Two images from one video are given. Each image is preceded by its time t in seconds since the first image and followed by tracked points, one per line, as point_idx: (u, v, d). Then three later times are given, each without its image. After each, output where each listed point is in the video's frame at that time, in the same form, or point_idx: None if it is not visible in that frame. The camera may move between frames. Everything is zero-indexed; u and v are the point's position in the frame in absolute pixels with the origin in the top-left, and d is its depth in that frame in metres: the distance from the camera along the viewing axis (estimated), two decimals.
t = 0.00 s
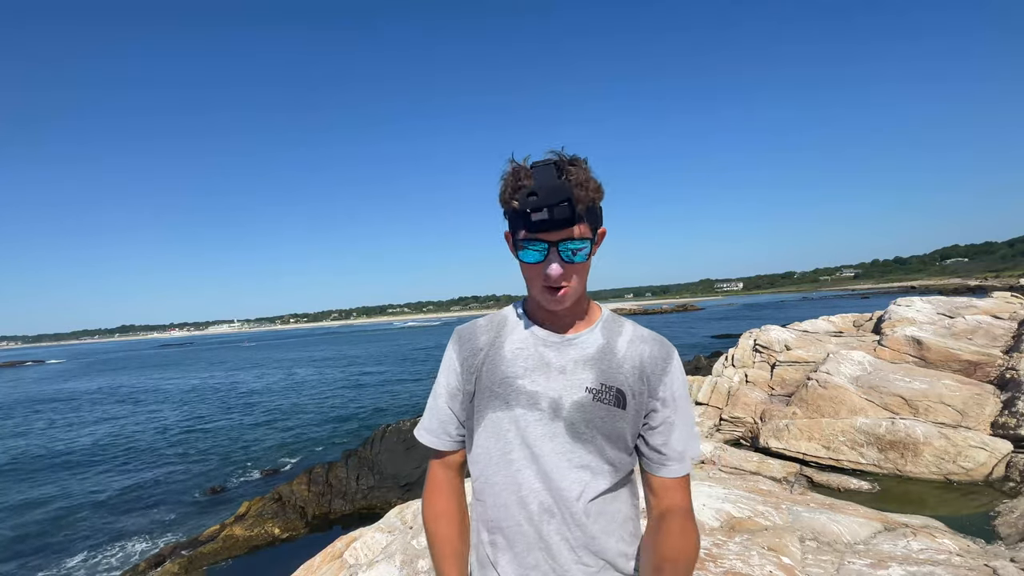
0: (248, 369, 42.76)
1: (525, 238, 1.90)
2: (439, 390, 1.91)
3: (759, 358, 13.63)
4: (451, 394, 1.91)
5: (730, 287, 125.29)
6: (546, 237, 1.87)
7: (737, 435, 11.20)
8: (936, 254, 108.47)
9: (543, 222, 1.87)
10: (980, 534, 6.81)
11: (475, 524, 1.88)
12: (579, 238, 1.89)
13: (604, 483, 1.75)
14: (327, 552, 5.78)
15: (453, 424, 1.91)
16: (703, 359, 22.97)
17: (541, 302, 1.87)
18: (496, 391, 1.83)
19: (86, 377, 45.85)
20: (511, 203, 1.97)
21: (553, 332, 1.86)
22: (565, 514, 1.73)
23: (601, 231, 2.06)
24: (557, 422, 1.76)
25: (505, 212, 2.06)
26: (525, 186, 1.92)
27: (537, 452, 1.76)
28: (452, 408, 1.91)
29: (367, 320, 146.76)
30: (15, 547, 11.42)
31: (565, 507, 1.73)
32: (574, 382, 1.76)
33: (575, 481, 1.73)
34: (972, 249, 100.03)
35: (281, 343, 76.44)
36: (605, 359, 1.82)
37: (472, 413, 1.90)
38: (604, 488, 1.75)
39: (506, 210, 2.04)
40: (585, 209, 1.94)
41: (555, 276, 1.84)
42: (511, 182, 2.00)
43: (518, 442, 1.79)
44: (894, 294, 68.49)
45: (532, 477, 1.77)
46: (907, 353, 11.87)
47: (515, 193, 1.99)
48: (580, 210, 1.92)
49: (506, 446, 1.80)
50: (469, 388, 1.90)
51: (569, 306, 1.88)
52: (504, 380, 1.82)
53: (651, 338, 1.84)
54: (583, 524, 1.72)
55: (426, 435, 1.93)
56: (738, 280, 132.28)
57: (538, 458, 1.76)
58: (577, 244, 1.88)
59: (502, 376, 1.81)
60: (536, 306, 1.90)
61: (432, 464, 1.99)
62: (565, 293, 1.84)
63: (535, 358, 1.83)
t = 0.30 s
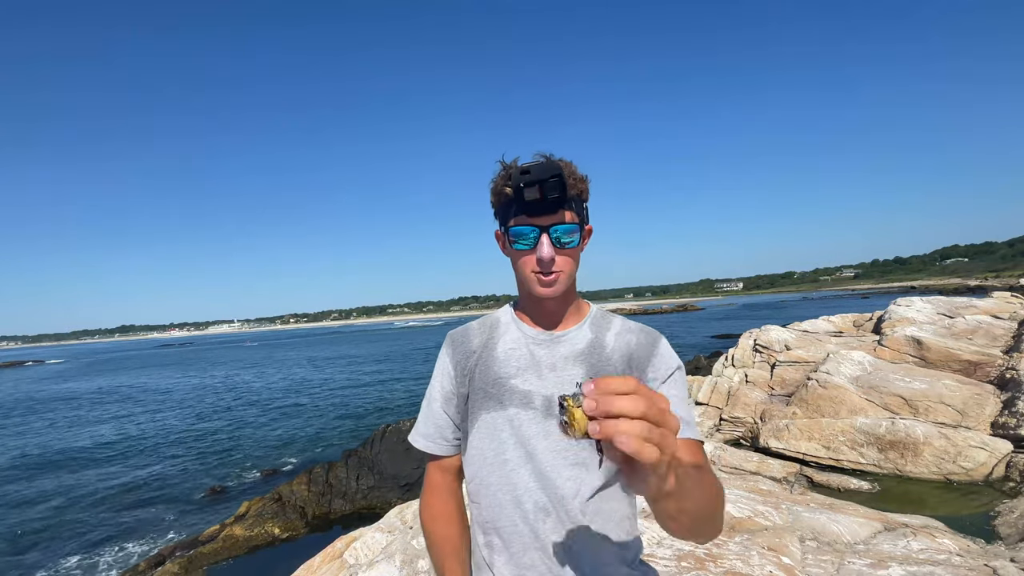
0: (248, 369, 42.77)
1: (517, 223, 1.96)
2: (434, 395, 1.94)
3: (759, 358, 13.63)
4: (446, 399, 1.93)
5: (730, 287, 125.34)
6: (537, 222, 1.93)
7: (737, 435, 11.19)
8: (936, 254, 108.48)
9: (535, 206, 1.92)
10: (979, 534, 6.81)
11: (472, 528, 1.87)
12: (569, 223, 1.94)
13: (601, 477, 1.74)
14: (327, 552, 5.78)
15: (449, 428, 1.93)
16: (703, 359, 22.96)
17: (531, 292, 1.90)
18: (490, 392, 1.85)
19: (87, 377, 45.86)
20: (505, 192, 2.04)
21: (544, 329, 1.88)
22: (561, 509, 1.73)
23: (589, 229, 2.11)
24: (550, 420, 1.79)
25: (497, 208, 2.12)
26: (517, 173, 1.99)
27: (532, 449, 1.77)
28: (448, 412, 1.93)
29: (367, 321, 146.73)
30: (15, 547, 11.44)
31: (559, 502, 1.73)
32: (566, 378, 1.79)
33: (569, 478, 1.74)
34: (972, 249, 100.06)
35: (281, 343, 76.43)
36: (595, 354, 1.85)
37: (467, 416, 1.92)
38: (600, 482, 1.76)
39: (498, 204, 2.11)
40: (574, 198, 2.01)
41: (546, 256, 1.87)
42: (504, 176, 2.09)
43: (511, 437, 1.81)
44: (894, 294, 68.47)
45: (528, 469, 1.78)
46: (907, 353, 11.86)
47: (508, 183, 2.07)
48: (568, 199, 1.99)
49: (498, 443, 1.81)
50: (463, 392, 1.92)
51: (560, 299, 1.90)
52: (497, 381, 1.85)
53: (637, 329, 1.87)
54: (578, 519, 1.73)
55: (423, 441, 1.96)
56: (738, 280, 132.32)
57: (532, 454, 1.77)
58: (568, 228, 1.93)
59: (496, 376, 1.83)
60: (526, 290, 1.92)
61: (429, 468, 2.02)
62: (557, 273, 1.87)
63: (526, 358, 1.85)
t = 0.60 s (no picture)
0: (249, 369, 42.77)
1: (511, 223, 1.96)
2: (434, 396, 1.98)
3: (759, 358, 13.63)
4: (446, 400, 1.97)
5: (730, 287, 125.51)
6: (530, 222, 1.93)
7: (737, 435, 11.19)
8: (936, 254, 108.47)
9: (529, 206, 1.92)
10: (979, 534, 6.81)
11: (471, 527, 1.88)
12: (562, 223, 1.94)
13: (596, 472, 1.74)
14: (327, 552, 5.78)
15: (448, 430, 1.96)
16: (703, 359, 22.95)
17: (526, 292, 1.90)
18: (485, 392, 1.86)
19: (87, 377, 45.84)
20: (500, 194, 2.05)
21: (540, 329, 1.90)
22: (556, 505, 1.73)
23: (584, 229, 2.11)
24: (546, 419, 1.79)
25: (492, 213, 2.13)
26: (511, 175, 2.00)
27: (527, 447, 1.77)
28: (447, 414, 1.96)
29: (367, 321, 146.71)
30: (15, 547, 11.43)
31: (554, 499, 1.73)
32: (560, 376, 1.80)
33: (563, 475, 1.74)
34: (972, 249, 100.08)
35: (281, 343, 76.38)
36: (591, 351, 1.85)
37: (465, 417, 1.94)
38: (596, 479, 1.75)
39: (493, 206, 2.12)
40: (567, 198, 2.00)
41: (540, 256, 1.87)
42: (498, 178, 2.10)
43: (505, 432, 1.81)
44: (894, 294, 68.44)
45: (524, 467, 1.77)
46: (907, 353, 11.86)
47: (502, 186, 2.08)
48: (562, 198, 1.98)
49: (494, 440, 1.82)
50: (461, 393, 1.94)
51: (555, 297, 1.91)
52: (493, 381, 1.85)
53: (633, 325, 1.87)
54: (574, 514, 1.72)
55: (424, 441, 2.00)
56: (739, 280, 132.32)
57: (527, 451, 1.77)
58: (563, 228, 1.92)
59: (492, 376, 1.83)
60: (522, 291, 1.93)
61: (434, 468, 2.07)
62: (551, 272, 1.87)
63: (523, 357, 1.86)
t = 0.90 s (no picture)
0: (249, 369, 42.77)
1: (507, 229, 1.96)
2: (435, 396, 2.00)
3: (759, 358, 13.63)
4: (446, 400, 1.99)
5: (730, 287, 125.45)
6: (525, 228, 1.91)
7: (737, 435, 11.19)
8: (936, 254, 108.49)
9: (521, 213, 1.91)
10: (979, 534, 6.81)
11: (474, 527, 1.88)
12: (557, 228, 1.90)
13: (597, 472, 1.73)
14: (327, 552, 5.78)
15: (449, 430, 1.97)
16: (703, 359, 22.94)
17: (524, 297, 1.91)
18: (486, 392, 1.86)
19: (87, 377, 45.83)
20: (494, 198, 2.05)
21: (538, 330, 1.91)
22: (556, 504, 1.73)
23: (584, 229, 2.06)
24: (546, 420, 1.79)
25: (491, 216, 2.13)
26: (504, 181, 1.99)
27: (527, 448, 1.77)
28: (447, 413, 1.98)
29: (367, 321, 146.70)
30: (14, 547, 11.43)
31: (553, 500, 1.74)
32: (561, 377, 1.79)
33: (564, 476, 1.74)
34: (972, 249, 100.08)
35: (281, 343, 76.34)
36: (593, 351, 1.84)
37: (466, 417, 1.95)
38: (597, 478, 1.74)
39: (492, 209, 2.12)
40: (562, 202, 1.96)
41: (534, 262, 1.86)
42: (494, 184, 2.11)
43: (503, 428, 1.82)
44: (894, 294, 68.41)
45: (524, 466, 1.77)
46: (907, 353, 11.86)
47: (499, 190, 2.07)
48: (556, 202, 1.94)
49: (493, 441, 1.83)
50: (461, 393, 1.95)
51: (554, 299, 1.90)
52: (493, 382, 1.86)
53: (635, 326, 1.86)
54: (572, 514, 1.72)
55: (425, 441, 2.01)
56: (738, 280, 132.36)
57: (526, 450, 1.77)
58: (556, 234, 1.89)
59: (492, 378, 1.84)
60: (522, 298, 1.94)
61: (435, 466, 2.08)
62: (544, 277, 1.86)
63: (523, 358, 1.87)
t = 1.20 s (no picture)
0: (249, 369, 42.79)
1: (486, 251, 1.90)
2: (432, 397, 2.01)
3: (759, 358, 13.63)
4: (442, 402, 1.99)
5: (730, 287, 125.48)
6: (504, 248, 1.83)
7: (737, 435, 11.19)
8: (936, 254, 108.56)
9: (497, 234, 1.81)
10: (979, 534, 6.81)
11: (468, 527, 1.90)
12: (532, 244, 1.80)
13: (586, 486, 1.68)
14: (327, 552, 5.78)
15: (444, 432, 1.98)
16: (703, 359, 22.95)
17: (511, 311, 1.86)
18: (478, 398, 1.85)
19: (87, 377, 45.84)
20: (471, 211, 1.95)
21: (532, 335, 1.85)
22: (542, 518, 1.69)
23: (570, 227, 1.92)
24: (536, 428, 1.74)
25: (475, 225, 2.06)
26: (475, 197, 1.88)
27: (515, 457, 1.74)
28: (442, 415, 1.98)
29: (367, 321, 146.71)
30: (14, 547, 11.42)
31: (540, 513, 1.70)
32: (552, 385, 1.73)
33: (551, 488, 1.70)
34: (972, 248, 100.13)
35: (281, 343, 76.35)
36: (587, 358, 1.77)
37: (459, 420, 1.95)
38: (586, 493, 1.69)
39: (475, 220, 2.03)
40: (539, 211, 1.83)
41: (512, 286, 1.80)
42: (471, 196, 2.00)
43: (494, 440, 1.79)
44: (894, 294, 68.45)
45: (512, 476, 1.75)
46: (907, 353, 11.86)
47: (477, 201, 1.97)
48: (531, 215, 1.82)
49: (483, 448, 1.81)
50: (455, 397, 1.95)
51: (547, 307, 1.84)
52: (484, 387, 1.84)
53: (636, 331, 1.77)
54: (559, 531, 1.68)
55: (425, 440, 2.04)
56: (738, 280, 132.42)
57: (514, 459, 1.74)
58: (533, 252, 1.80)
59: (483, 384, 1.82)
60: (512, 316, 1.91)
61: (436, 464, 2.09)
62: (526, 301, 1.80)
63: (515, 363, 1.83)
